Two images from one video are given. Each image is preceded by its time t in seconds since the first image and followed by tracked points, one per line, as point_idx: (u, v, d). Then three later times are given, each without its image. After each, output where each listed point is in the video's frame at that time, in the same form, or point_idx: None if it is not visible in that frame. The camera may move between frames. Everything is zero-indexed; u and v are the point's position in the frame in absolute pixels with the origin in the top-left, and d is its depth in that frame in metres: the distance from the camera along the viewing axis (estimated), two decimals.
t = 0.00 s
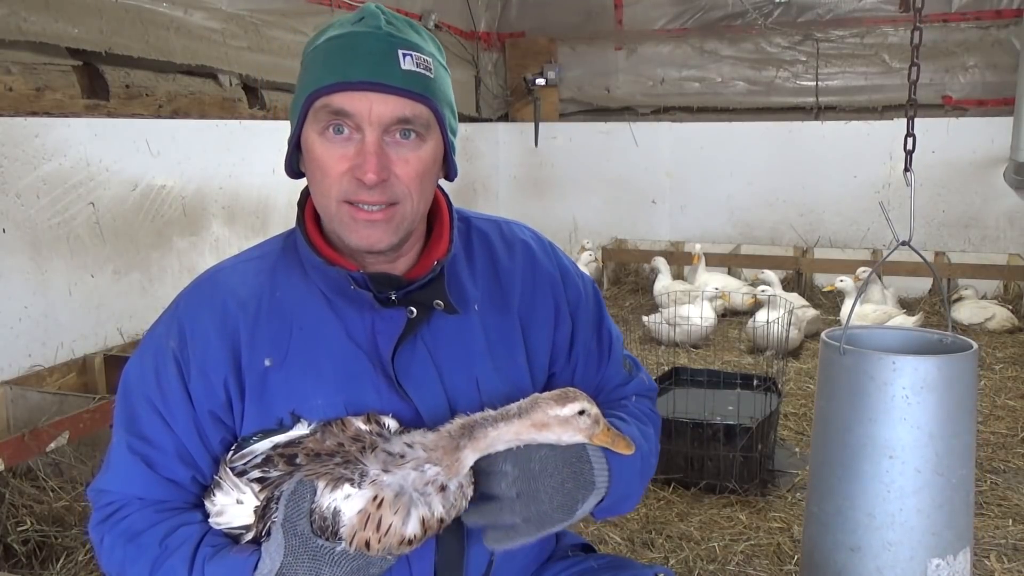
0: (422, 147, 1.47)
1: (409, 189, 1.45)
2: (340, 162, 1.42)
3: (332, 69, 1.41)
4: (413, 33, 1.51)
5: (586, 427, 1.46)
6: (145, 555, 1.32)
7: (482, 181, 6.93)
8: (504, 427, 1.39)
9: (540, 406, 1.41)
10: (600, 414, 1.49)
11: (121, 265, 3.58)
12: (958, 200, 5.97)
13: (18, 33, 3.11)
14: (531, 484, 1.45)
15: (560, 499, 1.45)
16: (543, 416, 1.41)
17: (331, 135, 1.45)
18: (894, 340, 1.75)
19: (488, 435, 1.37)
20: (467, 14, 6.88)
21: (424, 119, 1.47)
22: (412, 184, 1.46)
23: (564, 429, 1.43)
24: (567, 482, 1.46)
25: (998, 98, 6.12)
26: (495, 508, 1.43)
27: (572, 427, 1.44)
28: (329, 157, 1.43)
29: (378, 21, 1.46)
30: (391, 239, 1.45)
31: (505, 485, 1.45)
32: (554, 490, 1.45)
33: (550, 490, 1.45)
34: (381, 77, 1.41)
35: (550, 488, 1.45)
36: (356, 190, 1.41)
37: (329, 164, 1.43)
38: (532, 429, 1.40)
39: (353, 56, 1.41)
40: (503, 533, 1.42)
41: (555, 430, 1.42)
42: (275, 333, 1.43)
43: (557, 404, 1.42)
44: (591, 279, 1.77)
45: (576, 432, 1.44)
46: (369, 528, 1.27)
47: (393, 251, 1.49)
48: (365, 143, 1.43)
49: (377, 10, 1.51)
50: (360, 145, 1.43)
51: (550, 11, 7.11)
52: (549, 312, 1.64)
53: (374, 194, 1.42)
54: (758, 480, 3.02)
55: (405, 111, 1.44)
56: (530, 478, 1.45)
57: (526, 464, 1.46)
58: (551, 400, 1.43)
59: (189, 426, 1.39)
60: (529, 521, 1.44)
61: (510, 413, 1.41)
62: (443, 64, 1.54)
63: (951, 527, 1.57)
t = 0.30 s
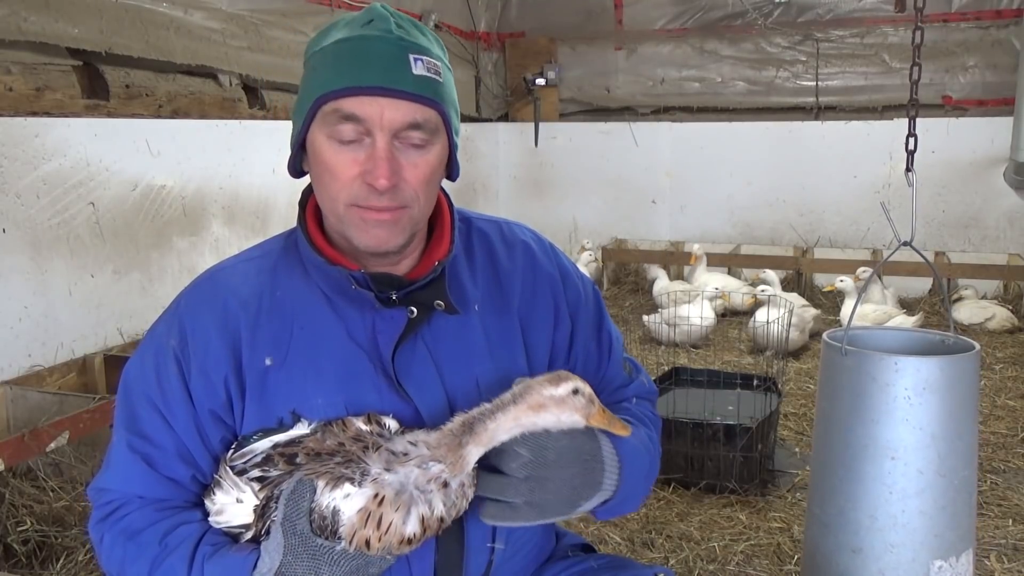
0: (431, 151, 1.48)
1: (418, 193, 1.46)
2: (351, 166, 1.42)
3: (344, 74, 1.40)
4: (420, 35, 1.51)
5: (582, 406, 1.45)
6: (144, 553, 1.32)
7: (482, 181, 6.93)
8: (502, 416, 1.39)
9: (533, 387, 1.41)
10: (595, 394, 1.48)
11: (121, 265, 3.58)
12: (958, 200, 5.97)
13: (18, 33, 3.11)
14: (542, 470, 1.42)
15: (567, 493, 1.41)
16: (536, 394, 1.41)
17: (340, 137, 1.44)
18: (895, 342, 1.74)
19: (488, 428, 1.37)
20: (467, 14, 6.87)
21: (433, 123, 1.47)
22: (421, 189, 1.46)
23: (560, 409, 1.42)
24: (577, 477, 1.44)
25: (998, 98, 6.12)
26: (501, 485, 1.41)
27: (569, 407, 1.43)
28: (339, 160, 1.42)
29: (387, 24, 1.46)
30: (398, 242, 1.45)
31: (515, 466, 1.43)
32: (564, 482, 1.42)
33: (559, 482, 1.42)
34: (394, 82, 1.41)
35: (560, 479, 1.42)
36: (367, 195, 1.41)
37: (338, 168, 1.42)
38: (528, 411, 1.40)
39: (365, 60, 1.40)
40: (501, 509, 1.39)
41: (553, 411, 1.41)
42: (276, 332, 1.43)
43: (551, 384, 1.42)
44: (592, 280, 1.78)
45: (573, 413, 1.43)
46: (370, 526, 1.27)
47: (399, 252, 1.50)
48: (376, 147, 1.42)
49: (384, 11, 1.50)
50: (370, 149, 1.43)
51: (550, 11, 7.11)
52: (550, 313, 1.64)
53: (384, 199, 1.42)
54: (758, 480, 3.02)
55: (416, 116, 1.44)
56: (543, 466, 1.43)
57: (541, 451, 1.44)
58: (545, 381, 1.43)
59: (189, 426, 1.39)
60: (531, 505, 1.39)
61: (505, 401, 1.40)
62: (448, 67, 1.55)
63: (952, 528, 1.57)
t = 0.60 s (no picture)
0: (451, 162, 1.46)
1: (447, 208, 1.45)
2: (392, 195, 1.37)
3: (383, 104, 1.34)
4: (424, 41, 1.44)
5: (562, 376, 1.44)
6: (146, 553, 1.32)
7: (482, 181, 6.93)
8: (487, 395, 1.38)
9: (512, 359, 1.41)
10: (574, 365, 1.48)
11: (121, 265, 3.58)
12: (958, 200, 5.97)
13: (18, 33, 3.11)
14: (562, 455, 1.39)
15: (588, 475, 1.41)
16: (515, 364, 1.40)
17: (375, 164, 1.37)
18: (895, 342, 1.74)
19: (480, 413, 1.36)
20: (467, 14, 6.87)
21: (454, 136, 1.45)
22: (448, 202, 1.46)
23: (541, 379, 1.42)
24: (597, 456, 1.43)
25: (998, 99, 6.12)
26: (523, 476, 1.39)
27: (549, 377, 1.43)
28: (379, 190, 1.37)
29: (406, 42, 1.38)
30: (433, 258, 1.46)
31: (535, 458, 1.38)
32: (583, 464, 1.40)
33: (580, 464, 1.40)
34: (430, 108, 1.37)
35: (579, 461, 1.40)
36: (411, 221, 1.38)
37: (378, 197, 1.37)
38: (510, 384, 1.39)
39: (402, 88, 1.34)
40: (528, 501, 1.39)
41: (533, 382, 1.41)
42: (276, 332, 1.43)
43: (529, 355, 1.42)
44: (592, 278, 1.77)
45: (553, 382, 1.43)
46: (373, 527, 1.27)
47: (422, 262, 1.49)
48: (414, 172, 1.38)
49: (389, 20, 1.40)
50: (408, 175, 1.38)
51: (550, 11, 7.11)
52: (550, 312, 1.64)
53: (427, 223, 1.40)
54: (758, 480, 3.02)
55: (447, 136, 1.41)
56: (562, 450, 1.39)
57: (558, 434, 1.40)
58: (523, 352, 1.43)
59: (190, 425, 1.39)
60: (557, 491, 1.38)
61: (488, 379, 1.40)
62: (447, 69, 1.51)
63: (955, 530, 1.57)
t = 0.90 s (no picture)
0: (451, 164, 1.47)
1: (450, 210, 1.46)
2: (398, 201, 1.37)
3: (390, 114, 1.34)
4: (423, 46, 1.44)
5: (560, 371, 1.46)
6: (144, 553, 1.32)
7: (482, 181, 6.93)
8: (487, 393, 1.38)
9: (511, 358, 1.41)
10: (571, 359, 1.50)
11: (121, 265, 3.58)
12: (959, 200, 5.97)
13: (18, 33, 3.11)
14: (545, 441, 1.40)
15: (571, 465, 1.40)
16: (512, 360, 1.41)
17: (381, 171, 1.38)
18: (898, 343, 1.74)
19: (479, 410, 1.36)
20: (467, 14, 6.87)
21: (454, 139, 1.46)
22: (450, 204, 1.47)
23: (540, 376, 1.42)
24: (581, 448, 1.42)
25: (998, 99, 6.12)
26: (505, 459, 1.39)
27: (548, 373, 1.44)
28: (386, 197, 1.37)
29: (407, 49, 1.37)
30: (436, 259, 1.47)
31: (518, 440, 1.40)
32: (566, 454, 1.40)
33: (563, 453, 1.40)
34: (435, 115, 1.37)
35: (563, 451, 1.40)
36: (417, 226, 1.39)
37: (385, 204, 1.38)
38: (510, 383, 1.40)
39: (408, 97, 1.34)
40: (508, 485, 1.39)
41: (533, 380, 1.42)
42: (274, 331, 1.43)
43: (528, 352, 1.42)
44: (592, 277, 1.77)
45: (552, 378, 1.44)
46: (372, 530, 1.26)
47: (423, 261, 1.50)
48: (419, 178, 1.39)
49: (388, 26, 1.39)
50: (413, 180, 1.39)
51: (550, 11, 7.11)
52: (549, 311, 1.64)
53: (432, 227, 1.41)
54: (758, 480, 3.02)
55: (450, 140, 1.42)
56: (545, 437, 1.40)
57: (543, 422, 1.41)
58: (522, 349, 1.43)
59: (188, 424, 1.39)
60: (537, 478, 1.38)
61: (487, 378, 1.39)
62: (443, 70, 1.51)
63: (958, 530, 1.57)
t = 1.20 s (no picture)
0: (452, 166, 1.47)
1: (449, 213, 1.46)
2: (398, 203, 1.37)
3: (391, 115, 1.34)
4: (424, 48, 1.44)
5: (555, 361, 1.41)
6: (143, 553, 1.32)
7: (482, 181, 6.92)
8: (480, 389, 1.36)
9: (503, 352, 1.38)
10: (568, 346, 1.44)
11: (121, 265, 3.58)
12: (958, 200, 5.97)
13: (18, 33, 3.10)
14: (535, 425, 1.42)
15: (557, 455, 1.42)
16: (506, 353, 1.38)
17: (382, 173, 1.38)
18: (899, 343, 1.74)
19: (471, 407, 1.35)
20: (467, 14, 6.86)
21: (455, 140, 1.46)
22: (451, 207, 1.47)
23: (533, 369, 1.39)
24: (571, 441, 1.43)
25: (998, 99, 6.12)
26: (492, 431, 1.43)
27: (541, 364, 1.39)
28: (386, 197, 1.37)
29: (409, 50, 1.37)
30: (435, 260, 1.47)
31: (509, 417, 1.43)
32: (554, 443, 1.42)
33: (551, 442, 1.41)
34: (436, 117, 1.37)
35: (552, 439, 1.42)
36: (417, 227, 1.39)
37: (386, 205, 1.37)
38: (501, 379, 1.37)
39: (409, 99, 1.34)
40: (490, 457, 1.42)
41: (526, 373, 1.38)
42: (273, 330, 1.43)
43: (519, 346, 1.38)
44: (592, 277, 1.77)
45: (547, 369, 1.40)
46: (371, 533, 1.26)
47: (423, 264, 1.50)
48: (419, 178, 1.38)
49: (390, 28, 1.39)
50: (413, 181, 1.39)
51: (550, 11, 7.11)
52: (549, 310, 1.64)
53: (431, 228, 1.41)
54: (758, 480, 3.02)
55: (450, 141, 1.42)
56: (537, 423, 1.42)
57: (538, 407, 1.43)
58: (513, 343, 1.39)
59: (187, 423, 1.39)
60: (518, 458, 1.42)
61: (479, 372, 1.38)
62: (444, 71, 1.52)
63: (958, 531, 1.57)
